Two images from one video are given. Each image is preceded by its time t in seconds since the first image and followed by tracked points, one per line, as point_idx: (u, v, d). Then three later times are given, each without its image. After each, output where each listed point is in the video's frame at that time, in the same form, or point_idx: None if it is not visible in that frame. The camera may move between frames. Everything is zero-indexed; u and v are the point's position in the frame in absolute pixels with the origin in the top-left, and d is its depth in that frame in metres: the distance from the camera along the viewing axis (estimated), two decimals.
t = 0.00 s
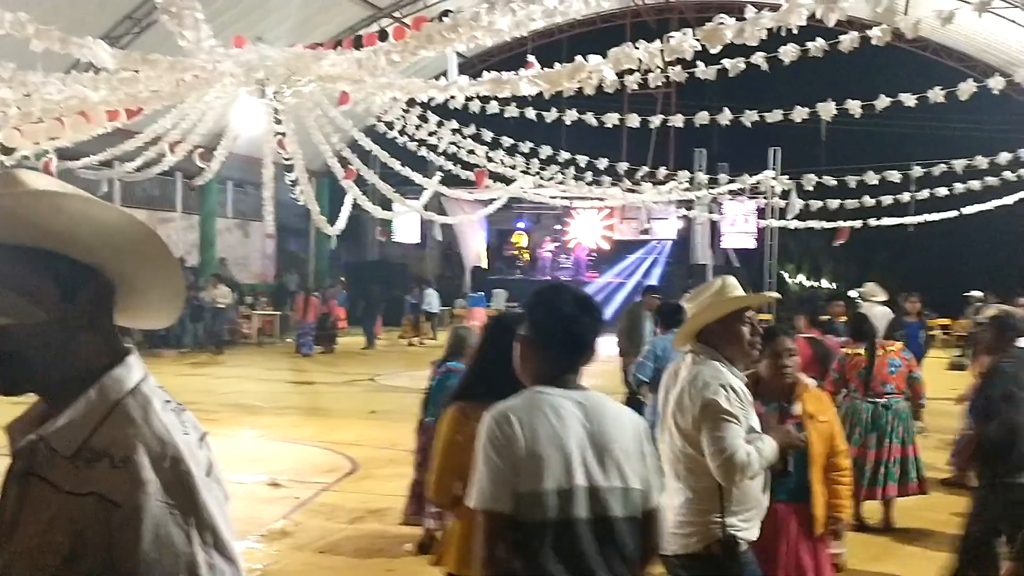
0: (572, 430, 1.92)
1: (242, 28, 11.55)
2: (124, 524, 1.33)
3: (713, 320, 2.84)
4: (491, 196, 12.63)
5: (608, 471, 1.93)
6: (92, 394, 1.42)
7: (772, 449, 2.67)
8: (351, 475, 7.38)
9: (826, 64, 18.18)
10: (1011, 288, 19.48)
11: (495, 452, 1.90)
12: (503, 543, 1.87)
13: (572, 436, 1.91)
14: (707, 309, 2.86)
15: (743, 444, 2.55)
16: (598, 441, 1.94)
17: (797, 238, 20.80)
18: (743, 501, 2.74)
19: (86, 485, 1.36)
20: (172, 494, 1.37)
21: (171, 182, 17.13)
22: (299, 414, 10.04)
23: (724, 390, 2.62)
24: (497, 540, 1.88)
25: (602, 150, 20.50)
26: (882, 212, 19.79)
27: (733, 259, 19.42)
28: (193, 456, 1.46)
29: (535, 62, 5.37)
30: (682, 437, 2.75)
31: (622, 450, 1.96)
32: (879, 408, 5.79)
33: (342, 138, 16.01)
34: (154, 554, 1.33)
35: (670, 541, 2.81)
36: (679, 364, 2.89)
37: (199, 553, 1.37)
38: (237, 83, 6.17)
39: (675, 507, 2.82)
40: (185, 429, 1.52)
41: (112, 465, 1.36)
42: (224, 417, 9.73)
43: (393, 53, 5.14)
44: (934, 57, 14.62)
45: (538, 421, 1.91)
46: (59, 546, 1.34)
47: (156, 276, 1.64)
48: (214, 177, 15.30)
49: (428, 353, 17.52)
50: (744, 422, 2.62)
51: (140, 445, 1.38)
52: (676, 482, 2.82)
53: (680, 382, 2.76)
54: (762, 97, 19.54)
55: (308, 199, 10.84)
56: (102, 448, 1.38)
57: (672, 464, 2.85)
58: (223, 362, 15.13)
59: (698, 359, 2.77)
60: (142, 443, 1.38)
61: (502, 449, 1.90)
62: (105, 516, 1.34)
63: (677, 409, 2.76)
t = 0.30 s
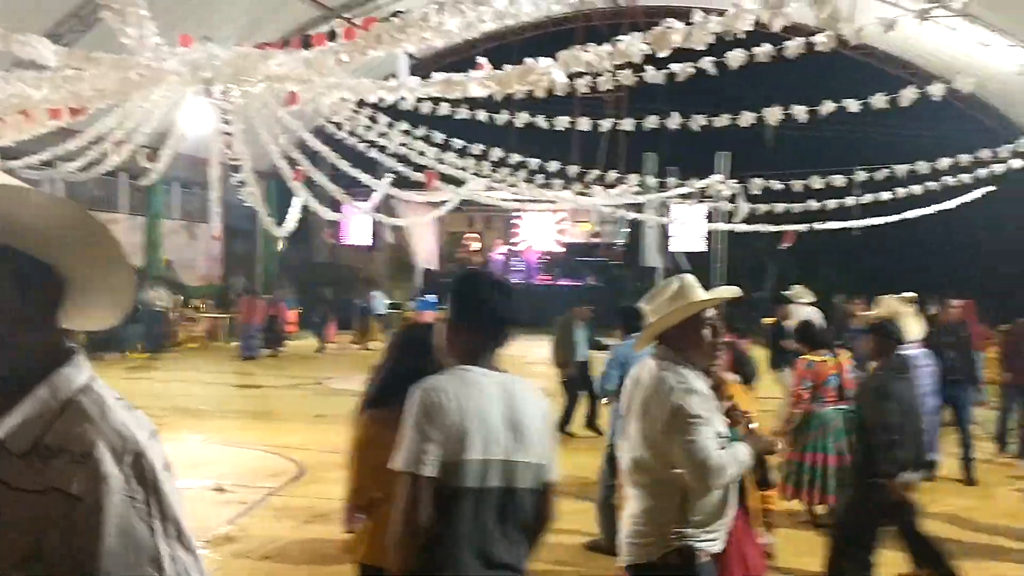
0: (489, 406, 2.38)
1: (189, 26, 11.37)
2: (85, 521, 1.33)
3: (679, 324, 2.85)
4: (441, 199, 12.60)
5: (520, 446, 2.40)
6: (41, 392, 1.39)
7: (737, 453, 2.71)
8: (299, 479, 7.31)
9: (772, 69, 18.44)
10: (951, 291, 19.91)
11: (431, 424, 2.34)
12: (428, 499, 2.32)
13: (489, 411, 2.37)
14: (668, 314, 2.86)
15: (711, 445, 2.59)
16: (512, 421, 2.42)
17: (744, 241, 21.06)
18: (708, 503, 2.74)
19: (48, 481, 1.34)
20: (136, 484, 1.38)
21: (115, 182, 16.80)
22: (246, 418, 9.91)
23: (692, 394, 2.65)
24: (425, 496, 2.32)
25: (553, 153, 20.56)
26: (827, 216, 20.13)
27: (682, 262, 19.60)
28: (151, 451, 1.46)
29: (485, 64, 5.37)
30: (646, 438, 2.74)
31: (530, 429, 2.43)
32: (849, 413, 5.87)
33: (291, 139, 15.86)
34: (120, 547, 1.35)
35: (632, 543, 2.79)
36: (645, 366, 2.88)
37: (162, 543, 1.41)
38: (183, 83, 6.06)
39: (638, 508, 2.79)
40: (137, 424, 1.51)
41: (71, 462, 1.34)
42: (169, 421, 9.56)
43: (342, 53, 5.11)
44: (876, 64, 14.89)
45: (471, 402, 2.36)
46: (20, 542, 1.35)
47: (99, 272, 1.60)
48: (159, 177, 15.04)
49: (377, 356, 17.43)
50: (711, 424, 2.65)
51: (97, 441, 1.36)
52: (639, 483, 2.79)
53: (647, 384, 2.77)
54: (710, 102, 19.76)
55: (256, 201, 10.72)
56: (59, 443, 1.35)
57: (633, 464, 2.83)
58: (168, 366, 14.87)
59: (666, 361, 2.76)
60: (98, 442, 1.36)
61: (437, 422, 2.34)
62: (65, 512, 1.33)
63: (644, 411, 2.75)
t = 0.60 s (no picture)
0: (388, 409, 2.22)
1: (144, 24, 11.20)
2: (86, 508, 1.35)
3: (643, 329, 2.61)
4: (399, 200, 12.57)
5: (416, 444, 2.24)
6: (9, 388, 1.37)
7: (687, 470, 2.45)
8: (253, 483, 7.23)
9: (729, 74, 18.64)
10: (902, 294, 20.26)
11: (324, 428, 2.14)
12: (331, 509, 2.10)
13: (389, 415, 2.21)
14: (635, 317, 2.63)
15: (645, 461, 2.35)
16: (407, 418, 2.25)
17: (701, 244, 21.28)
18: (663, 520, 2.48)
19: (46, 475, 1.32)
20: (125, 467, 1.43)
21: (67, 182, 16.49)
22: (200, 421, 9.79)
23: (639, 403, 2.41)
24: (325, 507, 2.09)
25: (512, 155, 20.60)
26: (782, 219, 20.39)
27: (640, 264, 19.73)
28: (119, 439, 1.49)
29: (444, 66, 5.35)
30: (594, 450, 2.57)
31: (425, 425, 2.27)
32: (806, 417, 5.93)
33: (247, 140, 15.71)
34: (117, 530, 1.39)
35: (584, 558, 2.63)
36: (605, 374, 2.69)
37: (149, 523, 1.46)
38: (135, 81, 5.97)
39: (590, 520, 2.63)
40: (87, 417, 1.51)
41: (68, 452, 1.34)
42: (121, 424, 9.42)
43: (298, 53, 5.07)
44: (830, 71, 15.12)
45: (366, 402, 2.19)
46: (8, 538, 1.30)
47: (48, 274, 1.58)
48: (111, 177, 14.80)
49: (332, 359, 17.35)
50: (660, 436, 2.42)
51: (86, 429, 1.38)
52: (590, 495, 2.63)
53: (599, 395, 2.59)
54: (667, 106, 19.92)
55: (212, 201, 10.59)
56: (50, 435, 1.34)
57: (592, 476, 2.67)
58: (120, 368, 14.65)
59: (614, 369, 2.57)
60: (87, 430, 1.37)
61: (330, 425, 2.15)
62: (61, 504, 1.33)
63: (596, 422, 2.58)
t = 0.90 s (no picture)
0: (294, 392, 2.27)
1: (121, 23, 11.11)
2: (76, 506, 1.29)
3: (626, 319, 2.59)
4: (378, 201, 12.56)
5: (325, 423, 2.29)
6: None
7: (683, 446, 2.40)
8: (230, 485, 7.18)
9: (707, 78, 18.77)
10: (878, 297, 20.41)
11: (231, 415, 2.21)
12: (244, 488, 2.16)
13: (295, 397, 2.26)
14: (617, 304, 2.60)
15: (638, 431, 2.29)
16: (316, 399, 2.30)
17: (678, 247, 21.38)
18: (658, 501, 2.40)
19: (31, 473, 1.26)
20: (109, 458, 1.36)
21: (42, 182, 16.32)
22: (175, 424, 9.70)
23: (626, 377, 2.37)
24: (236, 487, 2.15)
25: (491, 157, 20.63)
26: (759, 223, 20.53)
27: (618, 267, 19.81)
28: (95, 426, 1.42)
29: (422, 67, 5.35)
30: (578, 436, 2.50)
31: (334, 404, 2.32)
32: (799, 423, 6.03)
33: (224, 140, 15.63)
34: (112, 527, 1.32)
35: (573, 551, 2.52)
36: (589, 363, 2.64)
37: (137, 515, 1.38)
38: (111, 81, 5.93)
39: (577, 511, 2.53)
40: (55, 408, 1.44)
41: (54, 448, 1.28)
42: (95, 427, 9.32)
43: (275, 53, 5.06)
44: (807, 75, 15.24)
45: (271, 387, 2.25)
46: None
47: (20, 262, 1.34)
48: (86, 177, 14.66)
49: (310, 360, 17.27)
50: (651, 412, 2.38)
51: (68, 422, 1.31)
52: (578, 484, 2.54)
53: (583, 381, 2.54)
54: (645, 109, 20.01)
55: (189, 202, 10.53)
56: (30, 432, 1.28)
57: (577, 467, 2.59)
58: (95, 370, 14.50)
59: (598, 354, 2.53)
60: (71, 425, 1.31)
61: (239, 411, 2.21)
62: (51, 498, 1.26)
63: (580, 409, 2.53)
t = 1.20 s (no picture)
0: (230, 392, 2.45)
1: (94, 23, 11.02)
2: (23, 511, 1.76)
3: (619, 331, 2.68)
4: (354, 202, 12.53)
5: (260, 422, 2.46)
6: None
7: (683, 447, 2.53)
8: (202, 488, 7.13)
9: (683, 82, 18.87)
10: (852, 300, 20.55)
11: (172, 410, 2.41)
12: (179, 481, 2.38)
13: (231, 397, 2.44)
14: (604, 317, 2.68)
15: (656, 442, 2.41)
16: (253, 399, 2.47)
17: (655, 250, 21.47)
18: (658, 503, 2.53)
19: None
20: (50, 471, 1.82)
21: (13, 182, 16.13)
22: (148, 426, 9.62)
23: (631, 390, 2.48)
24: (172, 480, 2.37)
25: (469, 159, 20.62)
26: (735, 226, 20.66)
27: (595, 269, 19.85)
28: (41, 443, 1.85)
29: (398, 68, 5.34)
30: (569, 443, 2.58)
31: (270, 406, 2.49)
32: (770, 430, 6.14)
33: (199, 141, 15.54)
34: (55, 534, 1.78)
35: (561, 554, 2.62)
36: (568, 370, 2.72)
37: (71, 514, 1.83)
38: (83, 80, 5.86)
39: (562, 516, 2.62)
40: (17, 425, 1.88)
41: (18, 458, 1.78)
42: (66, 429, 9.22)
43: (250, 53, 5.04)
44: (782, 79, 15.35)
45: (209, 387, 2.43)
46: None
47: None
48: (58, 177, 14.50)
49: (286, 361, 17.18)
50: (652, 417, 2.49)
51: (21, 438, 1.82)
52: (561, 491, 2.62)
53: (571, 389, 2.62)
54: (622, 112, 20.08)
55: (162, 202, 10.45)
56: None
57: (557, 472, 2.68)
58: (67, 372, 14.34)
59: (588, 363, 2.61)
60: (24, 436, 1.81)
61: (178, 409, 2.40)
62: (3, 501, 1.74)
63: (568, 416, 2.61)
